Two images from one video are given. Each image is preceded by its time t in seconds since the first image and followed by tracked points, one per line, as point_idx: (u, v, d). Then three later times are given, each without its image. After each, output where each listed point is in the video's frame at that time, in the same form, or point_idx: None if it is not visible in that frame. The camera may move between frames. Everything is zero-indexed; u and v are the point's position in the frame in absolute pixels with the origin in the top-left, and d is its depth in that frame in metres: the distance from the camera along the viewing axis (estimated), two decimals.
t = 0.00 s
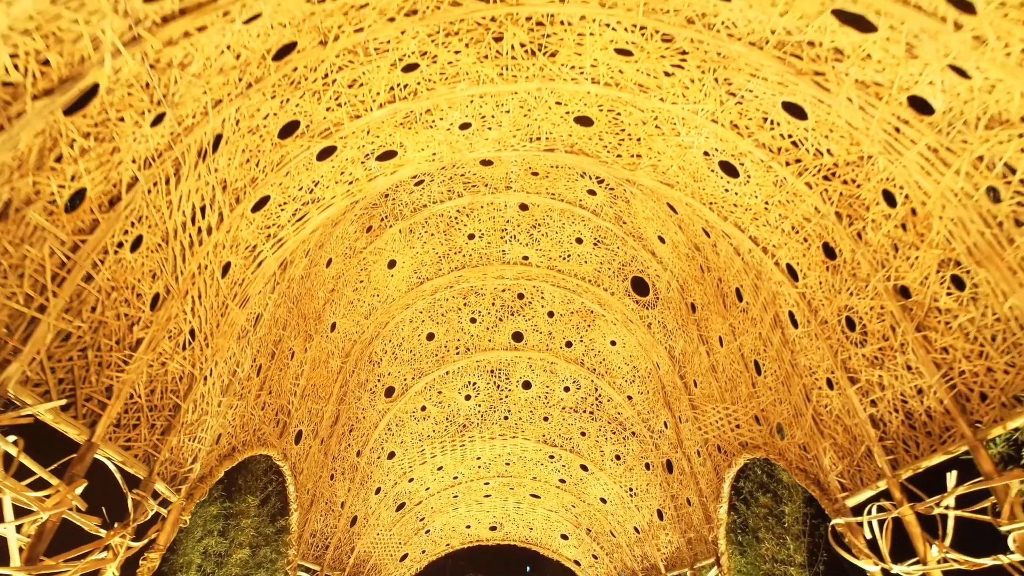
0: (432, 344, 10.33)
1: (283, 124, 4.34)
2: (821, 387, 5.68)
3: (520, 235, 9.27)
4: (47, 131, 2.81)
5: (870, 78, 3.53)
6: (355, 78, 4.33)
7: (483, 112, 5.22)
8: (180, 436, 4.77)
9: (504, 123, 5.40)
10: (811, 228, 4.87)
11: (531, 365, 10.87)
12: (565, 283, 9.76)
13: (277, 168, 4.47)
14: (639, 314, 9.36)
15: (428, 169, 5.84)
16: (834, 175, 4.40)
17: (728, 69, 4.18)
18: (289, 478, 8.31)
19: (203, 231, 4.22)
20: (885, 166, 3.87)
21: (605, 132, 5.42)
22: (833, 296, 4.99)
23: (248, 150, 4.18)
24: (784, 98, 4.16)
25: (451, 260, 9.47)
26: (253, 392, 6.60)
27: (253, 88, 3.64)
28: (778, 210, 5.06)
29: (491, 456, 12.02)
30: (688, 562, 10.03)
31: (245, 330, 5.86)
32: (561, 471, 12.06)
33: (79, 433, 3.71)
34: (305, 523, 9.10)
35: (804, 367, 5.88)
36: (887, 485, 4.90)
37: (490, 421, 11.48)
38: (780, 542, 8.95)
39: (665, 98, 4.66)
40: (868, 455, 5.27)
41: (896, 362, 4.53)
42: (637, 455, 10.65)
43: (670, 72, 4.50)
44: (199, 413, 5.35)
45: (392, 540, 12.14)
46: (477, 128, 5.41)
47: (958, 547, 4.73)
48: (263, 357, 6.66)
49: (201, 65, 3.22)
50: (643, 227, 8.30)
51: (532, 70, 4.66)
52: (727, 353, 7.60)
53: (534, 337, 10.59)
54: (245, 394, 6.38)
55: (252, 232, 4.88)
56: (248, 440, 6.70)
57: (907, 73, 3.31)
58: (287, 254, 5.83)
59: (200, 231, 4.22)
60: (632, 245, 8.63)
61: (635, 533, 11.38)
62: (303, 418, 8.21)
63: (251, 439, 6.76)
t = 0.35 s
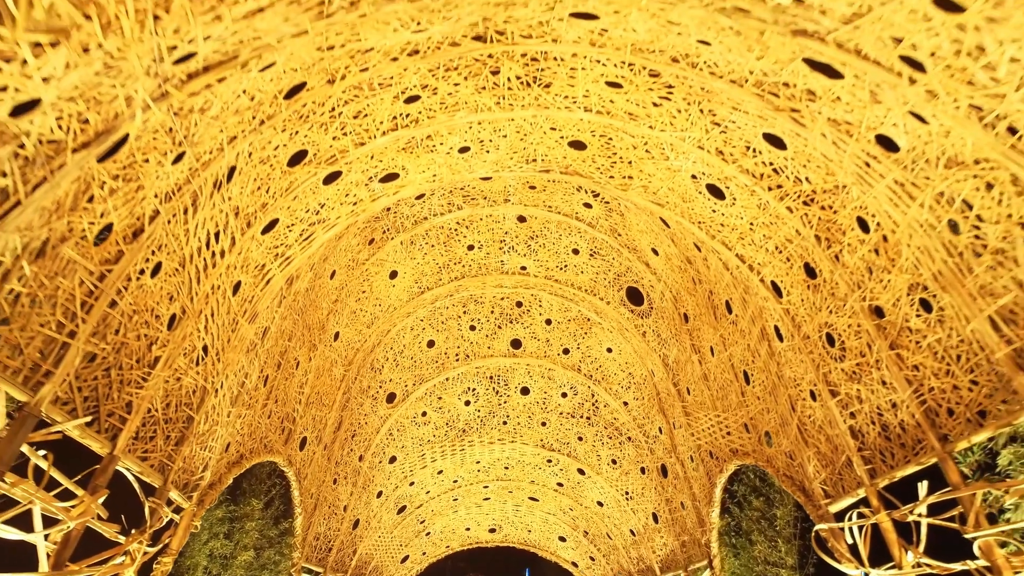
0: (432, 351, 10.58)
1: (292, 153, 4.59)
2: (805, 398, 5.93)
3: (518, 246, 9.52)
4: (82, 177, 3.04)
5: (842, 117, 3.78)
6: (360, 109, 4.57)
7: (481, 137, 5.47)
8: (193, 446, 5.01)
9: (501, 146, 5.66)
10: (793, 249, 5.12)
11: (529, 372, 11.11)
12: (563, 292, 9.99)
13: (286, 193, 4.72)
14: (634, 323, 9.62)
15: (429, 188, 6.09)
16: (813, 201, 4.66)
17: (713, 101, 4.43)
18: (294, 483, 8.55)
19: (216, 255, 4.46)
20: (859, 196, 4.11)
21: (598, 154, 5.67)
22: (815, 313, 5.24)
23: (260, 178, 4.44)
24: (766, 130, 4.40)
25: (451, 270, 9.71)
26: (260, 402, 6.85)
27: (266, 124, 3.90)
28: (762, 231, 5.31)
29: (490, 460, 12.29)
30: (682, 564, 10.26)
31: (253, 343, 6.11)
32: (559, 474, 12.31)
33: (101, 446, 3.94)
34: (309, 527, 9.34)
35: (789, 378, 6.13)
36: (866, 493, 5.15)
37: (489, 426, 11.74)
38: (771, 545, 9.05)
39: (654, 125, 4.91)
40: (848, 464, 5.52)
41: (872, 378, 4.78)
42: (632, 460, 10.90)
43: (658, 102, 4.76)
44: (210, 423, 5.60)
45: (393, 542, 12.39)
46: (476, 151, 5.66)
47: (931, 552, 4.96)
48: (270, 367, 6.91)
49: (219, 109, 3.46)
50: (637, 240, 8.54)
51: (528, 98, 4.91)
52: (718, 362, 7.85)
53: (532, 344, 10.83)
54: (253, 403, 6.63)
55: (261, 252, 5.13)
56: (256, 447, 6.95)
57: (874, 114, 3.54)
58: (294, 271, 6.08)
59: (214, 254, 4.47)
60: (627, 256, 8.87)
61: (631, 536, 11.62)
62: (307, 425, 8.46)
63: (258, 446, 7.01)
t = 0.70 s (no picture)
0: (432, 357, 10.80)
1: (298, 177, 4.82)
2: (791, 407, 6.17)
3: (516, 256, 9.74)
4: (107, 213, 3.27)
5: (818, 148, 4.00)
6: (363, 134, 4.78)
7: (479, 157, 5.70)
8: (203, 454, 5.23)
9: (498, 165, 5.89)
10: (777, 266, 5.35)
11: (528, 377, 11.32)
12: (560, 299, 10.19)
13: (292, 214, 4.96)
14: (629, 331, 9.85)
15: (429, 204, 6.32)
16: (794, 222, 4.89)
17: (699, 128, 4.64)
18: (297, 487, 8.77)
19: (226, 274, 4.70)
20: (837, 220, 4.33)
21: (591, 173, 5.90)
22: (798, 327, 5.47)
23: (268, 201, 4.67)
24: (748, 155, 4.62)
25: (450, 279, 9.94)
26: (266, 410, 7.08)
27: (274, 153, 4.14)
28: (749, 248, 5.54)
29: (489, 463, 12.53)
30: (677, 566, 10.51)
31: (260, 353, 6.35)
32: (556, 478, 12.54)
33: (118, 457, 4.14)
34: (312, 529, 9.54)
35: (776, 388, 6.36)
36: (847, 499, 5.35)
37: (488, 430, 11.98)
38: (764, 546, 9.10)
39: (644, 148, 5.13)
40: (831, 471, 5.75)
41: (852, 390, 5.00)
42: (628, 463, 11.12)
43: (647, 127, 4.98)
44: (218, 432, 5.83)
45: (394, 544, 12.60)
46: (474, 171, 5.89)
47: (908, 557, 5.18)
48: (275, 376, 7.14)
49: (231, 142, 3.65)
50: (632, 250, 8.77)
51: (523, 122, 5.12)
52: (709, 370, 8.08)
53: (530, 350, 11.05)
54: (260, 411, 6.87)
55: (268, 268, 5.36)
56: (261, 453, 7.18)
57: (847, 147, 3.73)
58: (299, 285, 6.32)
59: (223, 273, 4.70)
60: (622, 266, 9.09)
61: (626, 538, 11.83)
62: (310, 430, 8.68)
63: (263, 452, 7.23)
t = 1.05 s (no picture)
0: (432, 363, 11.03)
1: (303, 199, 5.07)
2: (775, 415, 6.43)
3: (513, 265, 9.98)
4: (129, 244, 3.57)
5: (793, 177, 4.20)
6: (364, 158, 5.00)
7: (476, 177, 5.94)
8: (211, 462, 5.47)
9: (494, 184, 6.13)
10: (761, 281, 5.60)
11: (525, 382, 11.56)
12: (557, 306, 10.42)
13: (297, 234, 5.21)
14: (623, 338, 10.12)
15: (428, 220, 6.57)
16: (776, 241, 5.13)
17: (684, 153, 4.86)
18: (300, 491, 9.00)
19: (235, 292, 4.95)
20: (814, 242, 4.56)
21: (584, 192, 6.14)
22: (781, 340, 5.71)
23: (274, 223, 4.91)
24: (732, 179, 4.86)
25: (449, 287, 10.19)
26: (270, 418, 7.33)
27: (281, 179, 4.38)
28: (734, 264, 5.78)
29: (487, 466, 12.78)
30: (671, 566, 10.63)
31: (266, 364, 6.63)
32: (553, 481, 12.80)
33: (133, 466, 4.37)
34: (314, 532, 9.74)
35: (764, 396, 6.60)
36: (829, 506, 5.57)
37: (486, 434, 12.22)
38: (756, 548, 9.32)
39: (633, 170, 5.38)
40: (814, 478, 5.99)
41: (831, 401, 5.25)
42: (623, 467, 11.35)
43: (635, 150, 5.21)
44: (226, 439, 6.09)
45: (394, 546, 12.82)
46: (471, 189, 6.14)
47: (886, 561, 5.42)
48: (279, 385, 7.38)
49: (242, 173, 3.88)
50: (625, 261, 9.02)
51: (518, 146, 5.35)
52: (701, 378, 8.32)
53: (527, 356, 11.28)
54: (264, 419, 7.12)
55: (274, 284, 5.62)
56: (266, 459, 7.43)
57: (819, 178, 3.93)
58: (303, 298, 6.59)
59: (232, 291, 4.95)
60: (616, 275, 9.34)
61: (622, 540, 12.06)
62: (312, 436, 8.91)
63: (268, 457, 7.47)
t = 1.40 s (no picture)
0: (431, 368, 11.24)
1: (307, 218, 5.28)
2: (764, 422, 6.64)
3: (511, 273, 10.19)
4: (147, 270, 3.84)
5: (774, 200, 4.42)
6: (366, 179, 5.21)
7: (474, 193, 6.16)
8: (219, 469, 5.67)
9: (491, 200, 6.35)
10: (748, 295, 5.81)
11: (523, 387, 11.78)
12: (554, 313, 10.62)
13: (301, 251, 5.43)
14: (618, 344, 10.33)
15: (428, 233, 6.78)
16: (761, 257, 5.35)
17: (674, 173, 5.03)
18: (302, 494, 9.21)
19: (242, 307, 5.16)
20: (797, 259, 4.77)
21: (578, 207, 6.37)
22: (768, 350, 5.92)
23: (280, 241, 5.13)
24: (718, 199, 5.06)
25: (448, 295, 10.41)
26: (274, 425, 7.55)
27: (287, 202, 4.59)
28: (723, 277, 5.99)
29: (486, 469, 13.00)
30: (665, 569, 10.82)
31: (270, 373, 6.84)
32: (551, 483, 13.01)
33: (146, 474, 4.59)
34: (316, 534, 9.94)
35: (753, 404, 6.81)
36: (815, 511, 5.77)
37: (485, 438, 12.44)
38: (750, 550, 9.39)
39: (624, 188, 5.59)
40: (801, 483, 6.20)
41: (814, 411, 5.46)
42: (619, 470, 11.56)
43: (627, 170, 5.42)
44: (233, 446, 6.31)
45: (395, 547, 13.02)
46: (469, 205, 6.36)
47: (868, 564, 5.62)
48: (283, 392, 7.59)
49: (250, 198, 4.07)
50: (621, 269, 9.22)
51: (513, 165, 5.56)
52: (694, 384, 8.53)
53: (525, 361, 11.49)
54: (269, 426, 7.33)
55: (279, 297, 5.84)
56: (270, 464, 7.64)
57: (799, 202, 4.12)
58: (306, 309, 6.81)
59: (240, 305, 5.16)
60: (612, 283, 9.56)
61: (619, 542, 12.27)
62: (314, 441, 9.12)
63: (272, 462, 7.68)
